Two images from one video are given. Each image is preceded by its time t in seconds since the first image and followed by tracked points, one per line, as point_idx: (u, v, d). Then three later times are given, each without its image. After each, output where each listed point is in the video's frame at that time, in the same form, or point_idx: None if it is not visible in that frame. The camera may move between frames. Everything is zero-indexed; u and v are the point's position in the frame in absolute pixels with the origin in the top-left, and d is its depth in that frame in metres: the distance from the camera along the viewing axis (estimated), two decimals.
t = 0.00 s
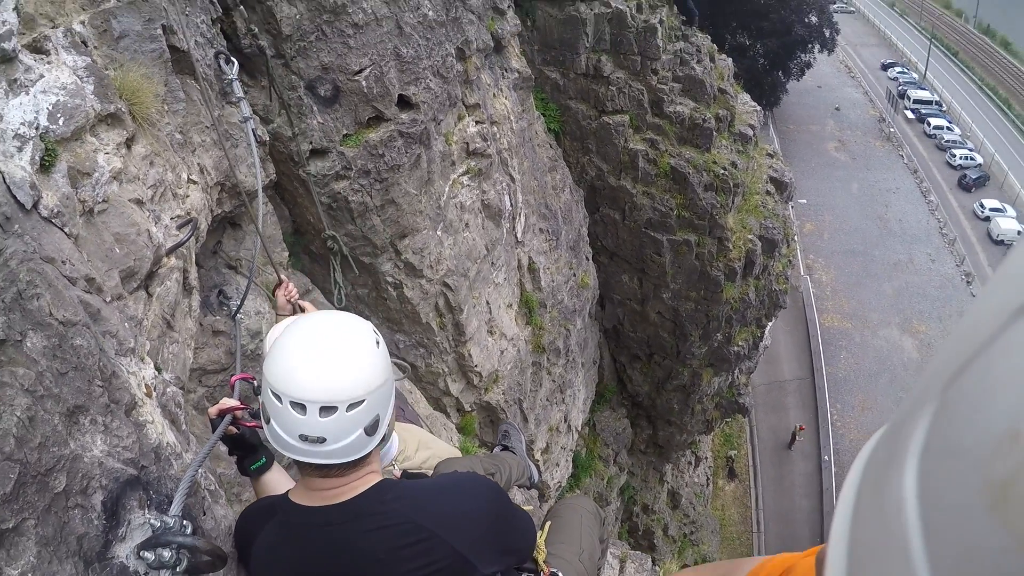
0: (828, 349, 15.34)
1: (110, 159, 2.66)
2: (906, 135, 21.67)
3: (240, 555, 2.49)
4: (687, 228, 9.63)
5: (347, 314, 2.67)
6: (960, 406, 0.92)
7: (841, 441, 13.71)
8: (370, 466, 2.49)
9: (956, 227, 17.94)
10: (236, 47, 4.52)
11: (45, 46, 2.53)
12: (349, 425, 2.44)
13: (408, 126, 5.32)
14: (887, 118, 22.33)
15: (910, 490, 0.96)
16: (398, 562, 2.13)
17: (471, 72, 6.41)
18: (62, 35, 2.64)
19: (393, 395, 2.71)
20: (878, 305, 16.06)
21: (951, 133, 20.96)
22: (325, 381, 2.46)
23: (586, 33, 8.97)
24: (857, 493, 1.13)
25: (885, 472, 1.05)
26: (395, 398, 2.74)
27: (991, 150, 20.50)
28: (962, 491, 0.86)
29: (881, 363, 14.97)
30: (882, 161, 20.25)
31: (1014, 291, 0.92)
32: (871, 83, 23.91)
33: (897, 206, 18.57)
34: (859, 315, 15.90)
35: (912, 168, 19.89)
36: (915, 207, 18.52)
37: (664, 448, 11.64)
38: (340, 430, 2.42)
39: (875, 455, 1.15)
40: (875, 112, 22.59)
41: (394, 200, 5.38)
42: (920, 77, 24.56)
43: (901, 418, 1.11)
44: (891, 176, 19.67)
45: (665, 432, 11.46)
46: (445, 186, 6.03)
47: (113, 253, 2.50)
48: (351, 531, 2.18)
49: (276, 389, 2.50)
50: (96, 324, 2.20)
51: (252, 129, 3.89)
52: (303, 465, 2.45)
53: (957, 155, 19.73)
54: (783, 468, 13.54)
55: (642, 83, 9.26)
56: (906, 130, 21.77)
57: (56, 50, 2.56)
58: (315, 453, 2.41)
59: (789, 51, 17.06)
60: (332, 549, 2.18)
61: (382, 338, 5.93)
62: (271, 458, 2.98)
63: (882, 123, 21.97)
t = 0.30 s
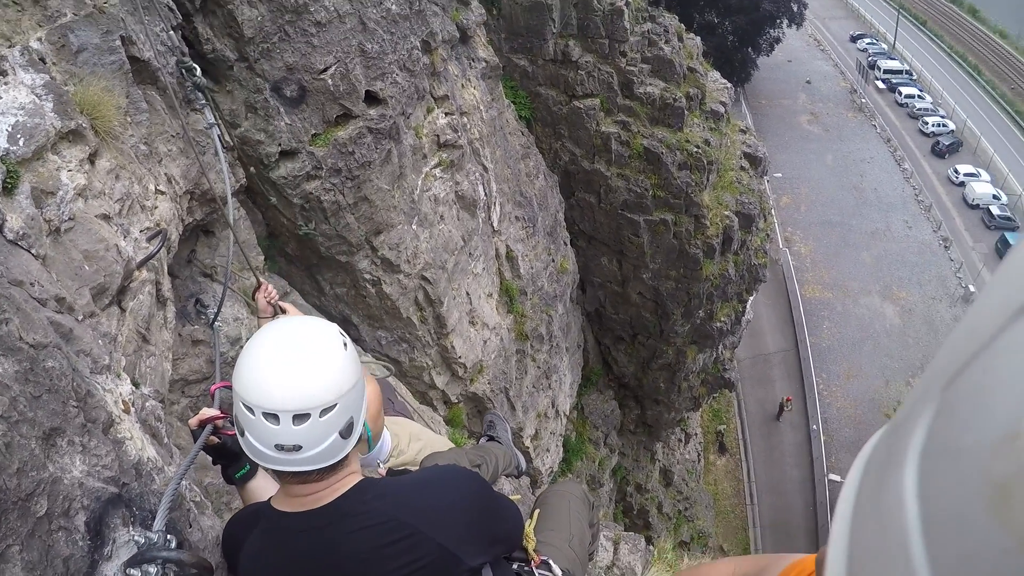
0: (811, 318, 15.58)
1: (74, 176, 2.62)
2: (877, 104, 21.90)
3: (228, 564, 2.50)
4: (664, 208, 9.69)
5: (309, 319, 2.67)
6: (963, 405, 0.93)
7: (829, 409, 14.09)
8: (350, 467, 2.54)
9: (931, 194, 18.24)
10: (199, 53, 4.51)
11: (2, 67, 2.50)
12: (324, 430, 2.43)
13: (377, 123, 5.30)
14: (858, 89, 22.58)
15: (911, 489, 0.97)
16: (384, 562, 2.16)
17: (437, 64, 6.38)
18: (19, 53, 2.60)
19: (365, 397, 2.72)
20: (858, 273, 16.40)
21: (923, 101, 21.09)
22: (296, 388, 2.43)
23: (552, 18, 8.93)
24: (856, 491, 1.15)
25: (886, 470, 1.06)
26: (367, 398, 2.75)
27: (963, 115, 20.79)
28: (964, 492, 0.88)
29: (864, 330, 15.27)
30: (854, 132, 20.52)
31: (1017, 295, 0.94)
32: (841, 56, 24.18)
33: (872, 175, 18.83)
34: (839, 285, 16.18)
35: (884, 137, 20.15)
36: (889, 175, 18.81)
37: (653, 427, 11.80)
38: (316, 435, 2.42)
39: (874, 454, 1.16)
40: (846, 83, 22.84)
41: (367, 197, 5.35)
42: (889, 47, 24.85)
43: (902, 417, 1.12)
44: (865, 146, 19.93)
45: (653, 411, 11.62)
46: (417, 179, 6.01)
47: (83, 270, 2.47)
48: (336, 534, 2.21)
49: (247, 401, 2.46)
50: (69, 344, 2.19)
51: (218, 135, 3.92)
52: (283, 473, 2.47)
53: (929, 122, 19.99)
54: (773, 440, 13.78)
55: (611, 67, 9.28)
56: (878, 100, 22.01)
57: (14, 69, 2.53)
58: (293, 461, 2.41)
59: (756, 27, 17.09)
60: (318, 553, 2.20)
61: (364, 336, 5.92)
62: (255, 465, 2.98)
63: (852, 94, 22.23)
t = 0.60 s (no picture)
0: (805, 314, 15.68)
1: (63, 173, 2.60)
2: (871, 99, 21.95)
3: (223, 562, 2.50)
4: (657, 202, 9.70)
5: (300, 315, 2.67)
6: (961, 405, 0.94)
7: (823, 404, 14.15)
8: (342, 464, 2.54)
9: (926, 189, 18.28)
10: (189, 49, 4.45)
11: None
12: (309, 428, 2.43)
13: (369, 117, 5.27)
14: (852, 84, 22.65)
15: (910, 488, 0.98)
16: (378, 560, 2.16)
17: (430, 58, 6.35)
18: (6, 50, 2.56)
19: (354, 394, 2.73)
20: (852, 268, 16.49)
21: (916, 96, 21.21)
22: (281, 385, 2.43)
23: (545, 12, 8.92)
24: (856, 491, 1.15)
25: (886, 471, 1.07)
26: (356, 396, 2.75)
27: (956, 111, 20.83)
28: (963, 491, 0.89)
29: (858, 325, 15.37)
30: (847, 127, 20.59)
31: (1014, 293, 0.94)
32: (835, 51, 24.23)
33: (866, 170, 18.91)
34: (833, 280, 16.26)
35: (878, 132, 20.21)
36: (883, 170, 18.87)
37: (648, 421, 11.85)
38: (302, 433, 2.42)
39: (874, 453, 1.16)
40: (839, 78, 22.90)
41: (360, 191, 5.34)
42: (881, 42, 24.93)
43: (902, 417, 1.13)
44: (858, 141, 20.00)
45: (648, 406, 11.68)
46: (410, 174, 5.99)
47: (73, 268, 2.45)
48: (329, 532, 2.21)
49: (234, 396, 2.46)
50: (60, 342, 2.17)
51: (209, 130, 3.87)
52: (275, 471, 2.47)
53: (923, 118, 20.04)
54: (767, 435, 13.86)
55: (604, 61, 9.26)
56: (871, 95, 22.07)
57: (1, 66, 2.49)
58: (281, 459, 2.42)
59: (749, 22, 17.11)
60: (312, 551, 2.21)
61: (358, 332, 5.91)
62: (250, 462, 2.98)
63: (846, 89, 22.28)
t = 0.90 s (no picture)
0: (805, 321, 15.67)
1: (70, 152, 2.59)
2: (879, 108, 21.89)
3: (219, 549, 2.50)
4: (662, 204, 9.69)
5: (305, 302, 2.68)
6: (962, 403, 0.92)
7: (819, 412, 14.15)
8: (340, 453, 2.52)
9: (931, 200, 18.24)
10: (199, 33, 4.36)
11: None
12: (303, 415, 2.42)
13: (377, 108, 5.28)
14: (861, 92, 22.56)
15: (910, 489, 0.96)
16: (376, 551, 2.17)
17: (440, 51, 6.33)
18: (17, 28, 2.56)
19: (355, 386, 2.71)
20: (854, 277, 16.46)
21: (924, 107, 21.17)
22: (277, 370, 2.43)
23: (556, 9, 8.88)
24: (855, 491, 1.13)
25: (886, 471, 1.05)
26: (357, 387, 2.72)
27: (964, 123, 20.79)
28: (961, 491, 0.87)
29: (858, 334, 15.36)
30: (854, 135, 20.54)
31: (1016, 288, 0.91)
32: (845, 58, 24.18)
33: (871, 179, 18.86)
34: (834, 288, 16.24)
35: (885, 142, 20.17)
36: (888, 179, 18.82)
37: (644, 423, 11.85)
38: (296, 421, 2.41)
39: (874, 453, 1.14)
40: (848, 86, 22.83)
41: (366, 182, 5.34)
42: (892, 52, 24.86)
43: (900, 416, 1.11)
44: (865, 150, 19.93)
45: (645, 407, 11.69)
46: (416, 166, 5.98)
47: (78, 248, 2.44)
48: (328, 523, 2.21)
49: (232, 379, 2.47)
50: (63, 322, 2.17)
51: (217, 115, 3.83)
52: (273, 458, 2.46)
53: (930, 129, 19.99)
54: (763, 440, 13.86)
55: (613, 60, 9.24)
56: (879, 104, 22.00)
57: (11, 44, 2.49)
58: (275, 446, 2.42)
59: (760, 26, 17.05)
60: (310, 541, 2.20)
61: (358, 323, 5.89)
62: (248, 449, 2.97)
63: (855, 97, 22.22)
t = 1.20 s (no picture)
0: (791, 329, 15.79)
1: (65, 130, 2.55)
2: (874, 121, 22.06)
3: (203, 537, 2.48)
4: (655, 207, 9.72)
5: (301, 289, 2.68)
6: (959, 404, 0.94)
7: (802, 420, 14.26)
8: (327, 443, 2.50)
9: (921, 214, 18.39)
10: (198, 17, 4.31)
11: None
12: (292, 400, 2.42)
13: (374, 100, 5.25)
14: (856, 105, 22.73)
15: (911, 490, 0.97)
16: (362, 542, 2.17)
17: (439, 45, 6.31)
18: (17, 3, 2.51)
19: (348, 375, 2.70)
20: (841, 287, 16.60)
21: (918, 121, 21.32)
22: (268, 354, 2.43)
23: (557, 8, 8.86)
24: (855, 491, 1.15)
25: (885, 471, 1.06)
26: (350, 376, 2.71)
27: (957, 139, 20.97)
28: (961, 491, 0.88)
29: (843, 343, 15.49)
30: (847, 146, 20.69)
31: (1013, 290, 0.92)
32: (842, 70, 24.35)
33: (862, 191, 19.00)
34: (821, 297, 16.37)
35: (878, 154, 20.32)
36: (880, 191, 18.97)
37: (628, 424, 11.89)
38: (284, 406, 2.41)
39: (874, 453, 1.15)
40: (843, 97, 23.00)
41: (359, 173, 5.32)
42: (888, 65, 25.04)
43: (897, 417, 1.13)
44: (858, 161, 20.07)
45: (629, 409, 11.73)
46: (411, 160, 5.96)
47: (69, 228, 2.41)
48: (314, 512, 2.20)
49: (223, 362, 2.48)
50: (51, 302, 2.14)
51: (213, 100, 3.79)
52: (260, 446, 2.44)
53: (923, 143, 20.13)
54: (745, 445, 13.95)
55: (612, 62, 9.24)
56: (874, 116, 22.17)
57: (10, 19, 2.43)
58: (262, 431, 2.42)
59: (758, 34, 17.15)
60: (296, 531, 2.20)
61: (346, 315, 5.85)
62: (235, 437, 2.95)
63: (850, 109, 22.39)
